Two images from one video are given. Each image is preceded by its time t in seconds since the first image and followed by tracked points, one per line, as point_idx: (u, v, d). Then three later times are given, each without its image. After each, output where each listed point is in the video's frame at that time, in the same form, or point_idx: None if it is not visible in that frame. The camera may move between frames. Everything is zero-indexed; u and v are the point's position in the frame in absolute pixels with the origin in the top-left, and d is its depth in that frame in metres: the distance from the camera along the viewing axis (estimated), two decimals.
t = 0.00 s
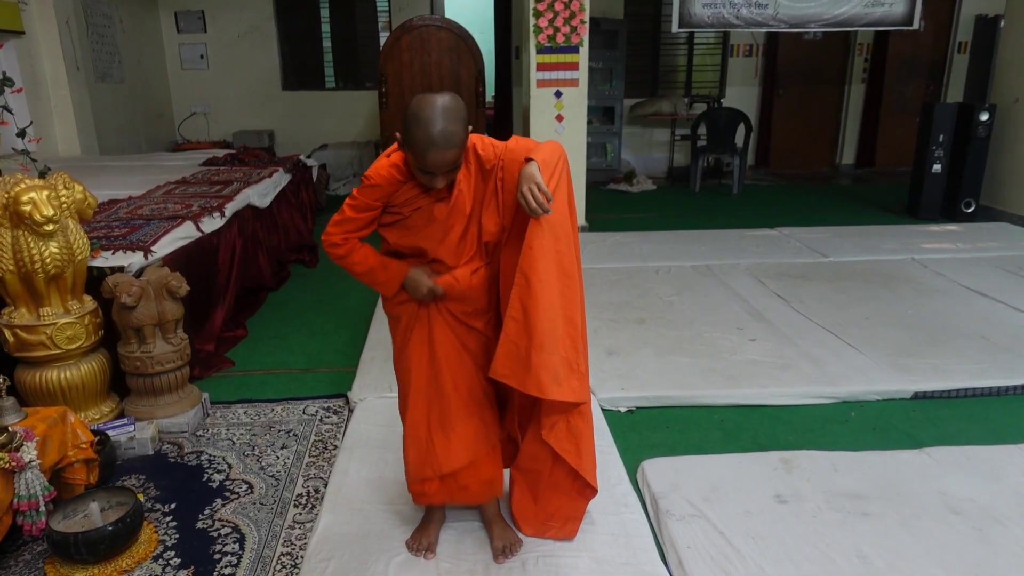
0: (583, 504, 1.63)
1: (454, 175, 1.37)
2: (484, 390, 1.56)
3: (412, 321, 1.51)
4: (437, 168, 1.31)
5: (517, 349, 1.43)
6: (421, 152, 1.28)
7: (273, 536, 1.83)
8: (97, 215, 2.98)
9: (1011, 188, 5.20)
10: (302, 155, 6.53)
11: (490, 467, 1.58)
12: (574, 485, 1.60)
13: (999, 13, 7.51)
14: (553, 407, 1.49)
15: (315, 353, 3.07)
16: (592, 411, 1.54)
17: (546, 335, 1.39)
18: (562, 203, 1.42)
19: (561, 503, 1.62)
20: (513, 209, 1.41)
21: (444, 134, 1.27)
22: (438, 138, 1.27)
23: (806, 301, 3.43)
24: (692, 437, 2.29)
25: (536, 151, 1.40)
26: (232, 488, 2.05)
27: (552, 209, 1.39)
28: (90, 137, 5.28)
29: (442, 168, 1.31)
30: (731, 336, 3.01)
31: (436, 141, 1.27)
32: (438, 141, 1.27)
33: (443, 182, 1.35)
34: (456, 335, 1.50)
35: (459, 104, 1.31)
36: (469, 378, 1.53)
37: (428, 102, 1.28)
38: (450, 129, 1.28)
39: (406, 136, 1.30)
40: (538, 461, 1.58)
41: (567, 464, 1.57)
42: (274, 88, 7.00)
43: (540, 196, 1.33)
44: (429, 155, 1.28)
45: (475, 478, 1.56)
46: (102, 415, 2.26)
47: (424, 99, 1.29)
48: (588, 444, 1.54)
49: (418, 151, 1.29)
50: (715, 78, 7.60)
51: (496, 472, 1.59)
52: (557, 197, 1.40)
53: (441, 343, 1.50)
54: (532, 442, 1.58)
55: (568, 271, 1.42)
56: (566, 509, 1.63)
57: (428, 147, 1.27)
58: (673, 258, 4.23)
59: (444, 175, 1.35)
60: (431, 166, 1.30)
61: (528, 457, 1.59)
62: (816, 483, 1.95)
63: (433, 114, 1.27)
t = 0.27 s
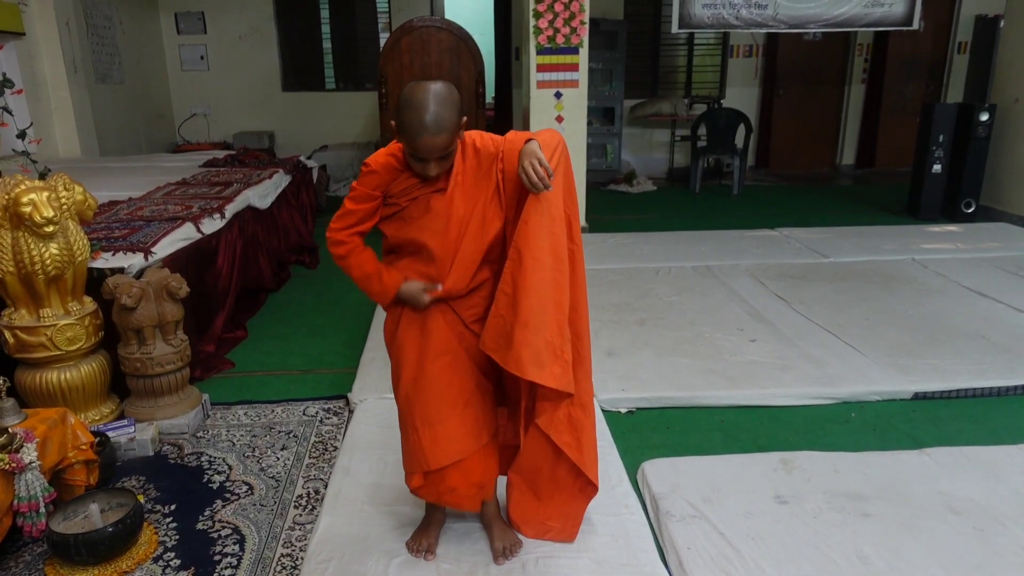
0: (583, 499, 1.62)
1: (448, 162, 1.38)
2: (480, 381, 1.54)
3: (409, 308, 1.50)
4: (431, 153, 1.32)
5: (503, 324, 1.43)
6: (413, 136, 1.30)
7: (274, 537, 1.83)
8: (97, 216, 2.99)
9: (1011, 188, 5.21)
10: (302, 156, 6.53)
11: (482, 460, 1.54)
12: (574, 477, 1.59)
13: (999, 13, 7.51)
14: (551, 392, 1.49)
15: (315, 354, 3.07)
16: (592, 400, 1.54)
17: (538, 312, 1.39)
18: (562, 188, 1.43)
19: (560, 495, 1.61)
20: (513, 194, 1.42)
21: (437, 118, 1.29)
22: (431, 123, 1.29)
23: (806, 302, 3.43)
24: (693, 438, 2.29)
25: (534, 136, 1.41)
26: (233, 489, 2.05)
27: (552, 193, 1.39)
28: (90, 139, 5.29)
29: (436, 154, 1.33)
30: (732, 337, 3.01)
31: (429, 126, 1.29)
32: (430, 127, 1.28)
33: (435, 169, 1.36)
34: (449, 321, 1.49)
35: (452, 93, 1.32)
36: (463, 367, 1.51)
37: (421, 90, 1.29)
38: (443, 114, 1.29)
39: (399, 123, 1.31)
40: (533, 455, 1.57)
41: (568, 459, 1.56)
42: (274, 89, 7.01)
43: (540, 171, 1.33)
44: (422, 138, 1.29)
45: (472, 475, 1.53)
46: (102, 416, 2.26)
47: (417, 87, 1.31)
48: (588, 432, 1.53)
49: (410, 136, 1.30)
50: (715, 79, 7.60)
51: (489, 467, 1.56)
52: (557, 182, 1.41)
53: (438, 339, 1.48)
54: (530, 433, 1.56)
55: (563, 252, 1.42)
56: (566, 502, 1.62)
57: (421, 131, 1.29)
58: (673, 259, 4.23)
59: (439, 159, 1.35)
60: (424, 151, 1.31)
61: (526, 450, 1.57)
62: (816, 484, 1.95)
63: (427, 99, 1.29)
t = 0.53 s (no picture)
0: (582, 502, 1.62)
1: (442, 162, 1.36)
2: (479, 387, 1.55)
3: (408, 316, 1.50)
4: (424, 151, 1.30)
5: (499, 333, 1.43)
6: (406, 132, 1.28)
7: (274, 538, 1.83)
8: (97, 218, 2.99)
9: (1011, 188, 5.21)
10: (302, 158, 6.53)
11: (482, 465, 1.55)
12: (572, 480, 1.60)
13: (999, 14, 7.51)
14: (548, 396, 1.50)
15: (315, 356, 3.07)
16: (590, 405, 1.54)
17: (535, 321, 1.40)
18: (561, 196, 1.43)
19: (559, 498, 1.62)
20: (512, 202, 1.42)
21: (430, 112, 1.27)
22: (424, 119, 1.27)
23: (806, 302, 3.43)
24: (693, 439, 2.29)
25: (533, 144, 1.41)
26: (233, 490, 2.05)
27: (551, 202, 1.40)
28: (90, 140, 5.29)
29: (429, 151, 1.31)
30: (732, 338, 3.00)
31: (422, 120, 1.27)
32: (423, 124, 1.27)
33: (431, 167, 1.33)
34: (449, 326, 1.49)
35: (445, 91, 1.32)
36: (463, 371, 1.52)
37: (414, 86, 1.28)
38: (436, 111, 1.28)
39: (392, 120, 1.30)
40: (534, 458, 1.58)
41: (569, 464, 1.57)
42: (274, 90, 7.01)
43: (540, 182, 1.34)
44: (414, 134, 1.28)
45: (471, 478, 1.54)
46: (102, 417, 2.26)
47: (410, 85, 1.30)
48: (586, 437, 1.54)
49: (403, 132, 1.28)
50: (715, 79, 7.61)
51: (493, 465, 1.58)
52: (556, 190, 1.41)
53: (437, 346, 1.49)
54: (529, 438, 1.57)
55: (561, 260, 1.42)
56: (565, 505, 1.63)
57: (413, 126, 1.27)
58: (673, 259, 4.23)
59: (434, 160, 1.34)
60: (417, 148, 1.29)
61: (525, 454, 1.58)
62: (816, 485, 1.95)
63: (420, 96, 1.28)
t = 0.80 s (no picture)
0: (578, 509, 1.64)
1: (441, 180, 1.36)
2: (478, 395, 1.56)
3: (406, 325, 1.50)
4: (424, 175, 1.30)
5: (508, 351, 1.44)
6: (406, 157, 1.28)
7: (273, 540, 1.83)
8: (97, 219, 2.98)
9: (1010, 189, 5.21)
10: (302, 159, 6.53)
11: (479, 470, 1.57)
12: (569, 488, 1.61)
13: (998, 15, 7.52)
14: (545, 409, 1.50)
15: (315, 357, 3.07)
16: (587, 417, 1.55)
17: (541, 342, 1.41)
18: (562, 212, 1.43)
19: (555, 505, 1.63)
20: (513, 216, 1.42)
21: (430, 139, 1.27)
22: (424, 145, 1.27)
23: (806, 303, 3.43)
24: (693, 440, 2.29)
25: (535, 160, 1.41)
26: (232, 491, 2.05)
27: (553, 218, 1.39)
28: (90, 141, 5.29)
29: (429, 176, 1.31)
30: (732, 339, 3.00)
31: (421, 147, 1.27)
32: (423, 149, 1.26)
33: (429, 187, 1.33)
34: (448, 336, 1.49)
35: (445, 111, 1.30)
36: (462, 379, 1.53)
37: (414, 108, 1.27)
38: (436, 135, 1.27)
39: (392, 141, 1.29)
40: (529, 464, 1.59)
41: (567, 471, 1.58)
42: (274, 91, 7.01)
43: (548, 207, 1.33)
44: (413, 160, 1.27)
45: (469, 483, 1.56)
46: (102, 419, 2.26)
47: (410, 106, 1.29)
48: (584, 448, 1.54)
49: (403, 156, 1.28)
50: (715, 80, 7.61)
51: (485, 468, 1.59)
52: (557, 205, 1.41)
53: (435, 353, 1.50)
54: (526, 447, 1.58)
55: (562, 275, 1.42)
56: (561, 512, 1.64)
57: (413, 152, 1.27)
58: (673, 260, 4.23)
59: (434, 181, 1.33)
60: (416, 172, 1.29)
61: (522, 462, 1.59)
62: (816, 486, 1.95)
63: (420, 120, 1.27)
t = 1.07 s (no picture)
0: (579, 510, 1.63)
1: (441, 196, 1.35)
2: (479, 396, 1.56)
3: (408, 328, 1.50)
4: (424, 195, 1.30)
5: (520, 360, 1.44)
6: (405, 178, 1.27)
7: (273, 540, 1.83)
8: (96, 220, 2.98)
9: (1010, 190, 5.21)
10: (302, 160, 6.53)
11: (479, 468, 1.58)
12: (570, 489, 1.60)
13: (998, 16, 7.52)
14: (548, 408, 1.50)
15: (314, 357, 3.07)
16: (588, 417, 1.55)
17: (545, 344, 1.41)
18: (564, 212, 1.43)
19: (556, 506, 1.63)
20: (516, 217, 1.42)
21: (430, 161, 1.26)
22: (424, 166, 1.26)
23: (806, 304, 3.43)
24: (693, 441, 2.29)
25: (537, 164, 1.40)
26: (232, 492, 2.05)
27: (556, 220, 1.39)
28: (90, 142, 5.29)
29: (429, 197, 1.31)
30: (732, 340, 3.00)
31: (422, 169, 1.26)
32: (423, 171, 1.26)
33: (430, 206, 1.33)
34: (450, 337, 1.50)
35: (443, 130, 1.30)
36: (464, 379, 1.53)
37: (412, 129, 1.27)
38: (435, 156, 1.27)
39: (391, 162, 1.29)
40: (529, 462, 1.59)
41: (568, 470, 1.58)
42: (274, 92, 7.02)
43: (554, 209, 1.32)
44: (414, 182, 1.27)
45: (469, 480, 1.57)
46: (101, 420, 2.26)
47: (408, 126, 1.28)
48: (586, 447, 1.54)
49: (403, 177, 1.28)
50: (715, 81, 7.61)
51: (483, 463, 1.60)
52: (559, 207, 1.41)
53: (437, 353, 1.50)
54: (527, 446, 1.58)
55: (563, 276, 1.43)
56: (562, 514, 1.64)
57: (413, 174, 1.26)
58: (672, 261, 4.23)
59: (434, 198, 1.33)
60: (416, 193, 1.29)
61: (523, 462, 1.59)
62: (815, 487, 1.95)
63: (418, 142, 1.26)
